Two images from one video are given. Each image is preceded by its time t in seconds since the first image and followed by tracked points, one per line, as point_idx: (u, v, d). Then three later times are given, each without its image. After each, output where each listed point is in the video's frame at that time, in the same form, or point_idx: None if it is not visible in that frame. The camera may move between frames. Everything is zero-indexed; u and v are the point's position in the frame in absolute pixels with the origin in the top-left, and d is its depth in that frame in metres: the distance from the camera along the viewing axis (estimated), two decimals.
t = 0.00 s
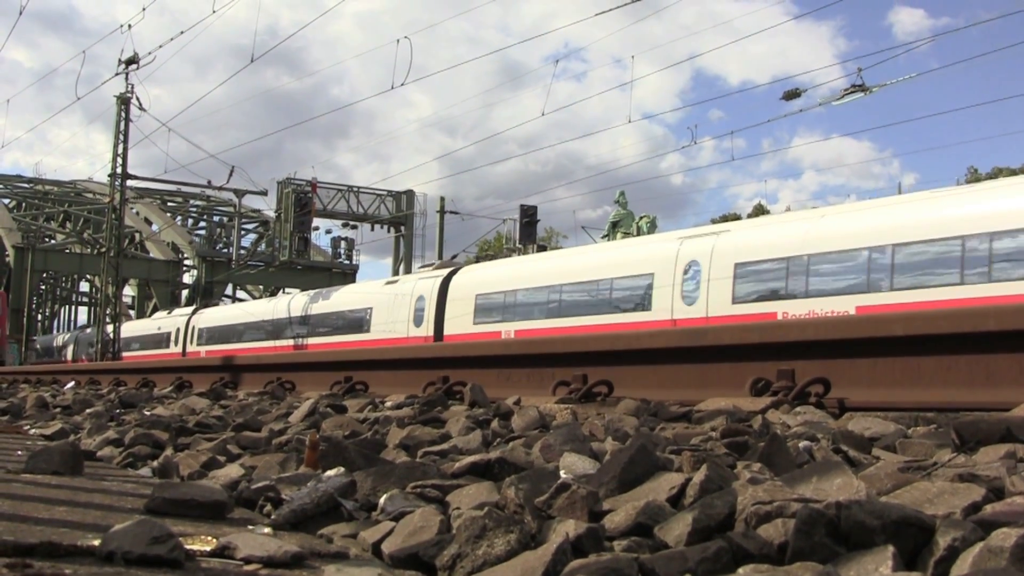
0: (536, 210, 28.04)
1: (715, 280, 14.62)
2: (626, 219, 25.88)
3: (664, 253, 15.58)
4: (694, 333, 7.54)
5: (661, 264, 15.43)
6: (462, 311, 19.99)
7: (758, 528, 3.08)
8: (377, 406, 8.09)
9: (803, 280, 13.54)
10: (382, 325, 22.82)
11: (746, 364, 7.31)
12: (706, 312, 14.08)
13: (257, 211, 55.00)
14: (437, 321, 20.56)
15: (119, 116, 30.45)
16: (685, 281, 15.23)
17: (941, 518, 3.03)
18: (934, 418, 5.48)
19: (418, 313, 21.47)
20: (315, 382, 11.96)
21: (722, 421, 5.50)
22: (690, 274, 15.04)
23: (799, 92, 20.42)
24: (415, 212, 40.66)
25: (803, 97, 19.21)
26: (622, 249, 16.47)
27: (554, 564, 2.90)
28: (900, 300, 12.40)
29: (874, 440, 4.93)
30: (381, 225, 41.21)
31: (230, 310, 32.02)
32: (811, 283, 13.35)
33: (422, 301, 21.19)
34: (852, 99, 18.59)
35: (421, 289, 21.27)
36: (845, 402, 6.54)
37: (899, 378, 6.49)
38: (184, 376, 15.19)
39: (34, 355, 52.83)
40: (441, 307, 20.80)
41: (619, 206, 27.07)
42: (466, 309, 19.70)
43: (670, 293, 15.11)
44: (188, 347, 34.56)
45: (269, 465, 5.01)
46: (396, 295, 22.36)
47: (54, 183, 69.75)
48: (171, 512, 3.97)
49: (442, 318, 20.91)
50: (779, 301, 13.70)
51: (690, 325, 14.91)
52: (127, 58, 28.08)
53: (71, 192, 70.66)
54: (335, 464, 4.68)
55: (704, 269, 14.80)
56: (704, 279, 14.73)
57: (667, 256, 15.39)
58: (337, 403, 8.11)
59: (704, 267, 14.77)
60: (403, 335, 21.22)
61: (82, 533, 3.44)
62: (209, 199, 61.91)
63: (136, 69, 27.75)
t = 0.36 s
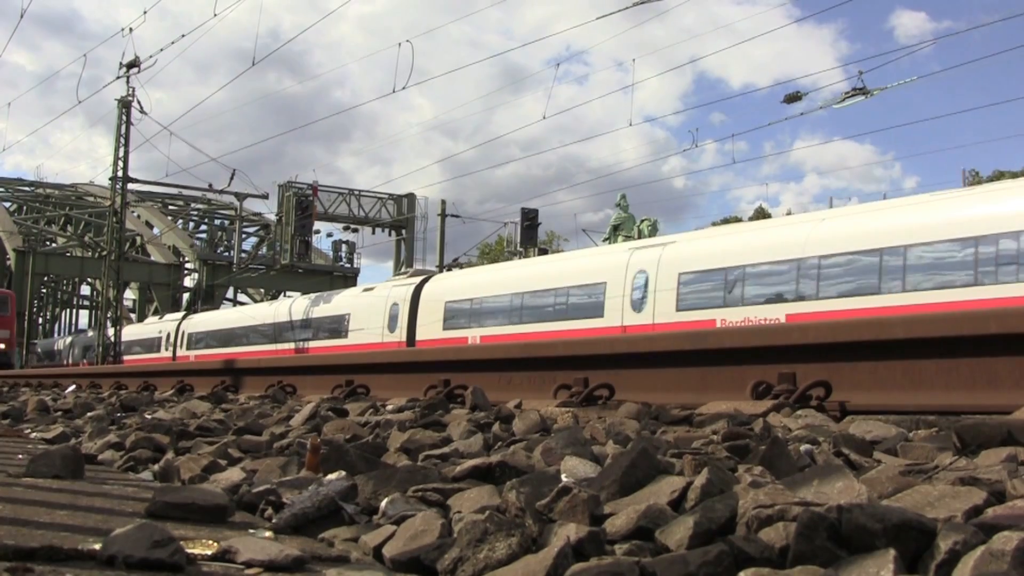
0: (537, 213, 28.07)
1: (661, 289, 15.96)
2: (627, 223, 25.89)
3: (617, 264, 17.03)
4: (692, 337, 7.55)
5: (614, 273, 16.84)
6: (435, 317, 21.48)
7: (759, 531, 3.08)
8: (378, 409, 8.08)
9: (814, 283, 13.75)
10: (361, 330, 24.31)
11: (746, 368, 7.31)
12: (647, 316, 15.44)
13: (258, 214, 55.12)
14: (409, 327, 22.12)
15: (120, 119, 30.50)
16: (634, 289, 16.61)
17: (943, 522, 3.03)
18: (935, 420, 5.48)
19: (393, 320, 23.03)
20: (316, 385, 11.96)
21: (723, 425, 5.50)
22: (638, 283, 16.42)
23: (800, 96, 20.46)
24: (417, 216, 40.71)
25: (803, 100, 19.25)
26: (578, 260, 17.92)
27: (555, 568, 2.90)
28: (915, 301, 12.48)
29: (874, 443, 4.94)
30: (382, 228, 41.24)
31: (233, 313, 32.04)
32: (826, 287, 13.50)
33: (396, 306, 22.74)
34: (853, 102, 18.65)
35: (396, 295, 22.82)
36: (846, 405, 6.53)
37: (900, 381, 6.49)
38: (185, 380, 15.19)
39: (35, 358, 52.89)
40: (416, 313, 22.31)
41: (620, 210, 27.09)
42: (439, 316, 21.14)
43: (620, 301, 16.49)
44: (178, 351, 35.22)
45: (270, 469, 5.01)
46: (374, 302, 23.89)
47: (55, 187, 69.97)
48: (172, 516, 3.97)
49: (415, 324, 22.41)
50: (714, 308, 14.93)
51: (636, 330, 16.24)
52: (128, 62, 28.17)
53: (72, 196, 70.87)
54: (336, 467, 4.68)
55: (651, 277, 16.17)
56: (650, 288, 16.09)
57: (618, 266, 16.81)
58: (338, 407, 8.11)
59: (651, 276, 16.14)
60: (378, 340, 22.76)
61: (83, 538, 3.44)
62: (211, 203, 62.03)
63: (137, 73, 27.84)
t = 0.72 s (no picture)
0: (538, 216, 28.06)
1: (613, 299, 16.94)
2: (628, 226, 25.87)
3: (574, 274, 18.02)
4: (693, 340, 7.55)
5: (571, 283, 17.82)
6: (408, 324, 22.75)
7: (760, 535, 3.07)
8: (379, 413, 8.09)
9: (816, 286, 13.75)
10: (341, 336, 25.65)
11: (747, 371, 7.30)
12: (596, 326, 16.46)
13: (259, 218, 55.22)
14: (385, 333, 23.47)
15: (121, 123, 30.55)
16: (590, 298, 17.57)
17: (943, 526, 3.03)
18: (937, 424, 5.47)
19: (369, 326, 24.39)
20: (316, 389, 11.95)
21: (724, 429, 5.50)
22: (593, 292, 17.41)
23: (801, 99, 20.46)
24: (417, 219, 40.71)
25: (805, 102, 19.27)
26: (537, 270, 18.95)
27: (554, 572, 2.90)
28: (919, 304, 12.49)
29: (876, 447, 4.93)
30: (383, 232, 41.23)
31: (234, 316, 32.08)
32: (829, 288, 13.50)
33: (373, 313, 24.10)
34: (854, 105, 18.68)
35: (373, 303, 24.19)
36: (847, 409, 6.54)
37: (901, 384, 6.48)
38: (186, 383, 15.19)
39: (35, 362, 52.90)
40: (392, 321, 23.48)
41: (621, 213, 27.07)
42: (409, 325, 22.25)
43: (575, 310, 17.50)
44: (169, 356, 36.12)
45: (272, 473, 5.02)
46: (352, 309, 25.21)
47: (55, 191, 70.07)
48: (173, 520, 3.96)
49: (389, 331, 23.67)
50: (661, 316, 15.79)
51: (592, 339, 17.25)
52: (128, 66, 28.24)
53: (73, 200, 70.96)
54: (337, 471, 4.69)
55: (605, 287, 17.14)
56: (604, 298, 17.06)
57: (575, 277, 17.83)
58: (339, 411, 8.11)
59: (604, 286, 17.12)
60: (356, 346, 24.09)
61: (84, 542, 3.44)
62: (211, 206, 62.05)
63: (138, 77, 27.91)
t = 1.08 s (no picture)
0: (540, 221, 28.11)
1: (571, 307, 17.94)
2: (630, 230, 25.89)
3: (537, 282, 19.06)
4: (696, 344, 7.55)
5: (532, 292, 18.86)
6: (383, 331, 23.87)
7: (761, 540, 3.07)
8: (380, 417, 8.10)
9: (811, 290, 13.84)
10: (322, 342, 26.74)
11: (749, 375, 7.30)
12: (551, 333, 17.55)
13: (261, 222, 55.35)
14: (362, 339, 24.57)
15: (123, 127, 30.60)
16: (550, 307, 18.60)
17: (945, 531, 3.02)
18: (938, 429, 5.47)
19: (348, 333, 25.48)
20: (318, 394, 11.94)
21: (726, 433, 5.50)
22: (553, 301, 18.41)
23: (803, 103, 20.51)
24: (419, 224, 40.76)
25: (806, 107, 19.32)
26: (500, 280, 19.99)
27: None
28: (901, 311, 12.65)
29: (877, 452, 4.93)
30: (384, 236, 41.27)
31: (236, 320, 32.08)
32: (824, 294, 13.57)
33: (351, 320, 25.19)
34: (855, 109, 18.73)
35: (351, 310, 25.28)
36: (849, 413, 6.55)
37: (903, 389, 6.48)
38: (187, 388, 15.21)
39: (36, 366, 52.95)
40: (369, 326, 24.59)
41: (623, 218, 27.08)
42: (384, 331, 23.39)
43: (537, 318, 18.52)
44: (160, 361, 37.03)
45: (273, 478, 5.02)
46: (331, 316, 26.31)
47: (58, 195, 70.20)
48: (174, 525, 3.97)
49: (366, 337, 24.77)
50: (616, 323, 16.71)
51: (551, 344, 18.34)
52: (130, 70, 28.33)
53: (75, 204, 71.08)
54: (339, 476, 4.68)
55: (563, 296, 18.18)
56: (562, 307, 18.10)
57: (537, 286, 18.84)
58: (340, 415, 8.12)
59: (563, 296, 18.12)
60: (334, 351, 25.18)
61: (85, 547, 3.44)
62: (213, 211, 62.13)
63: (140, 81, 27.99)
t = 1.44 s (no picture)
0: (541, 228, 28.14)
1: (533, 318, 18.98)
2: (631, 237, 25.91)
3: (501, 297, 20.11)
4: (698, 351, 7.54)
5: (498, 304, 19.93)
6: (361, 341, 25.04)
7: (763, 548, 3.07)
8: (381, 425, 8.10)
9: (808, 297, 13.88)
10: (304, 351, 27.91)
11: (751, 382, 7.29)
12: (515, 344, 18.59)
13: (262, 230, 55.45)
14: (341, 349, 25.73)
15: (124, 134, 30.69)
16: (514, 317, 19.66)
17: (947, 539, 3.02)
18: (940, 436, 5.46)
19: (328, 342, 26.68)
20: (319, 402, 11.95)
21: (727, 441, 5.50)
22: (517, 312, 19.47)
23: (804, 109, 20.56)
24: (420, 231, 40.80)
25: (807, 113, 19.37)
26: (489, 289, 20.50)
27: None
28: (835, 324, 13.45)
29: (879, 459, 4.93)
30: (386, 243, 41.31)
31: (237, 328, 32.12)
32: (822, 301, 13.61)
33: (331, 330, 26.34)
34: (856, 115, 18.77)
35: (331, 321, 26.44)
36: (851, 420, 6.55)
37: (905, 395, 6.47)
38: (188, 395, 15.22)
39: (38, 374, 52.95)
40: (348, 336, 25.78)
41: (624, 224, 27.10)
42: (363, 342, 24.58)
43: (502, 329, 19.60)
44: (152, 369, 38.01)
45: (274, 486, 5.01)
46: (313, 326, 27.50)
47: (59, 203, 70.31)
48: (176, 534, 3.96)
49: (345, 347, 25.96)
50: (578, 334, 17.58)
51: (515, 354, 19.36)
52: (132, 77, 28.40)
53: (76, 211, 71.15)
54: (340, 484, 4.68)
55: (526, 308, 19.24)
56: (525, 317, 19.16)
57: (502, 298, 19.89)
58: (342, 423, 8.12)
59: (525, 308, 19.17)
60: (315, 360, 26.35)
61: (86, 556, 3.44)
62: (214, 218, 62.24)
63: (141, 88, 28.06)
